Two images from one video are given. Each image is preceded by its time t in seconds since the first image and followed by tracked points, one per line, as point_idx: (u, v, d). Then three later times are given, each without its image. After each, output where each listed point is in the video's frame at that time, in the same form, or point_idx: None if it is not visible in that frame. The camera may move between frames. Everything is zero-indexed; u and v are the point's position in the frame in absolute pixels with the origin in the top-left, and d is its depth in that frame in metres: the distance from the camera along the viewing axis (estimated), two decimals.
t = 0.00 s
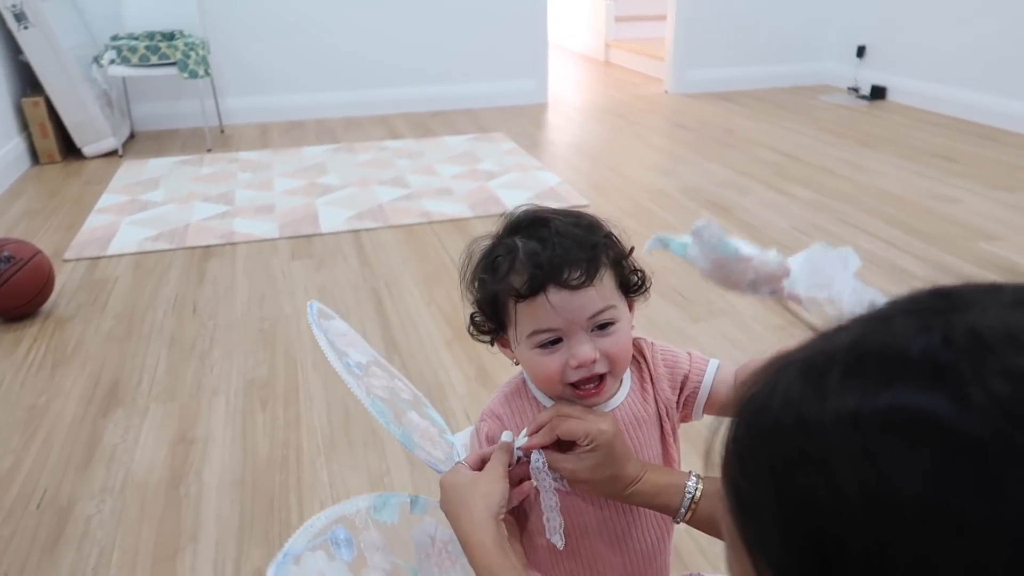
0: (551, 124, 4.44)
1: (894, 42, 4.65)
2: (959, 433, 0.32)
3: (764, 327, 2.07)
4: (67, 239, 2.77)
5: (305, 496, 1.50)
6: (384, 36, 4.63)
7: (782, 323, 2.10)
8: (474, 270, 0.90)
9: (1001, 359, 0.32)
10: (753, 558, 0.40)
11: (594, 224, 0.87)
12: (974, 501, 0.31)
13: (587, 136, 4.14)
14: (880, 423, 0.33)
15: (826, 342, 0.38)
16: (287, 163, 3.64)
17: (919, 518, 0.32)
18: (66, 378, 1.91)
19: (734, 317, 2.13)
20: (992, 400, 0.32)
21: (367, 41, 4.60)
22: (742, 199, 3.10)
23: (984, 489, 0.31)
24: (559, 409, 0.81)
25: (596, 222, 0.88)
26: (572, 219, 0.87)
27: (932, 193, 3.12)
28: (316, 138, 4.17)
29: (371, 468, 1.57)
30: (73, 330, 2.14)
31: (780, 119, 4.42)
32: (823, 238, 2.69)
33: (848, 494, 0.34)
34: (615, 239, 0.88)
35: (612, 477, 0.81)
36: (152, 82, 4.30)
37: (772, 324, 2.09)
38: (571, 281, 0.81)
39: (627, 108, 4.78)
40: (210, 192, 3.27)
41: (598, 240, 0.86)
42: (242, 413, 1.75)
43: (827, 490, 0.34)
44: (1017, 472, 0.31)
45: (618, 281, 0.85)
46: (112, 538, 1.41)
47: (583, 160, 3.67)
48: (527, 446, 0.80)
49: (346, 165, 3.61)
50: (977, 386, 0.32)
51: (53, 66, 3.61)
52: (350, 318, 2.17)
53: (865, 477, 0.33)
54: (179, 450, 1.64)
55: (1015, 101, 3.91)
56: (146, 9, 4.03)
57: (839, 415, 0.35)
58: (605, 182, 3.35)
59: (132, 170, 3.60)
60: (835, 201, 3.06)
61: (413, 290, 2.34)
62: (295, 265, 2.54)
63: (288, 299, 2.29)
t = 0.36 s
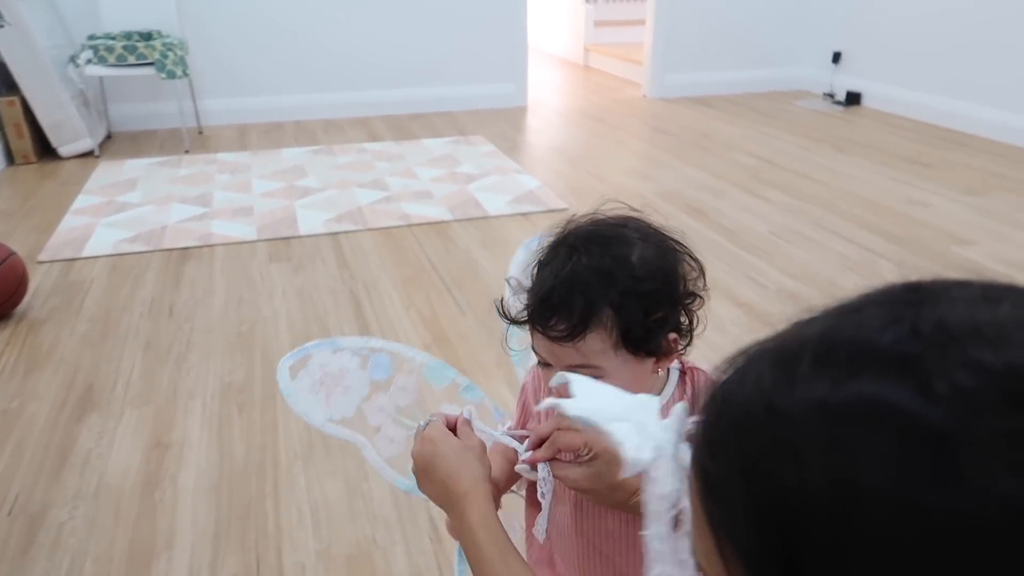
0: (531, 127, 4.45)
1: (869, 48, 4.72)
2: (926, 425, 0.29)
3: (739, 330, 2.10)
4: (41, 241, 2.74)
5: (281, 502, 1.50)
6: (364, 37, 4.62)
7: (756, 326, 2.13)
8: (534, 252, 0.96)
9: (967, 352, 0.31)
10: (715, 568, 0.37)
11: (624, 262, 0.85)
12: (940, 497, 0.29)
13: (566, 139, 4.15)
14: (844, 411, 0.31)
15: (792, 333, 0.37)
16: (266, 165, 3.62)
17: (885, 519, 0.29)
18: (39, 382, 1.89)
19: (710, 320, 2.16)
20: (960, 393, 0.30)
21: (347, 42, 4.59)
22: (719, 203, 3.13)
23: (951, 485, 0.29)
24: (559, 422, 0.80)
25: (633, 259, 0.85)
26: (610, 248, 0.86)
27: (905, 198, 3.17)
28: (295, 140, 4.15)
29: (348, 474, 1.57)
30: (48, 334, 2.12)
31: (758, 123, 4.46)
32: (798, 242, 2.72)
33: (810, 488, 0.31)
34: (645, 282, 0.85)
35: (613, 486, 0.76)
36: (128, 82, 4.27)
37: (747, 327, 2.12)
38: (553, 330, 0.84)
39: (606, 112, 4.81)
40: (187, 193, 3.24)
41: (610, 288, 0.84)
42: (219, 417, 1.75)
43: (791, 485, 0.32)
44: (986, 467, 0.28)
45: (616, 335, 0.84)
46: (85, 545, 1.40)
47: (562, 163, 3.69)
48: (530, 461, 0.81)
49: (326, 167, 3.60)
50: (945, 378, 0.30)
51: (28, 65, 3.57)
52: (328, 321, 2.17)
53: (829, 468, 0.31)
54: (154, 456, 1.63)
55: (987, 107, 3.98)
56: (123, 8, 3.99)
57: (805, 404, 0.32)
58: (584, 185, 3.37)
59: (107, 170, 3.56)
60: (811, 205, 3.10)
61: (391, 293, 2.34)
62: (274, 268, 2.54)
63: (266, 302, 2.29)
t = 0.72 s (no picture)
0: (495, 128, 4.43)
1: (826, 50, 4.79)
2: (854, 382, 0.34)
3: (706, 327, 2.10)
4: None
5: (244, 508, 1.45)
6: (324, 36, 4.55)
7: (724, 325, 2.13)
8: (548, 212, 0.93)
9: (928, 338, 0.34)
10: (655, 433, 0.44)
11: (587, 256, 0.79)
12: (835, 442, 0.34)
13: (530, 139, 4.14)
14: (791, 347, 0.36)
15: (799, 266, 0.40)
16: (224, 165, 3.54)
17: (787, 437, 0.35)
18: None
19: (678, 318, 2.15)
20: (896, 369, 0.33)
21: (307, 41, 4.52)
22: (683, 203, 3.15)
23: (850, 430, 0.34)
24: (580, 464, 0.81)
25: (597, 254, 0.79)
26: (580, 235, 0.80)
27: (864, 197, 3.22)
28: (255, 140, 4.07)
29: (313, 478, 1.53)
30: None
31: (719, 124, 4.50)
32: (761, 241, 2.74)
33: (735, 403, 0.36)
34: (603, 282, 0.78)
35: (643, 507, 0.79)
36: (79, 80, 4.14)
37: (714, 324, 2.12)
38: (508, 300, 0.83)
39: (569, 112, 4.81)
40: (142, 194, 3.15)
41: (567, 275, 0.79)
42: (177, 422, 1.69)
43: (725, 391, 0.37)
44: (883, 434, 0.33)
45: (566, 323, 0.80)
46: (36, 558, 1.33)
47: (526, 163, 3.68)
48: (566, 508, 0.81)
49: (286, 167, 3.54)
50: (890, 352, 0.34)
51: None
52: (290, 324, 2.11)
53: (756, 391, 0.36)
54: (110, 463, 1.57)
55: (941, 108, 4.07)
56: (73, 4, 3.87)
57: (762, 333, 0.37)
58: (548, 185, 3.36)
59: (58, 172, 3.45)
60: (773, 204, 3.13)
61: (355, 294, 2.29)
62: (233, 270, 2.47)
63: (225, 305, 2.23)
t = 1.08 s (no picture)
0: (482, 119, 4.42)
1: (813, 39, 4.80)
2: (832, 251, 0.45)
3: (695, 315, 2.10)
4: None
5: (235, 501, 1.44)
6: (310, 28, 4.52)
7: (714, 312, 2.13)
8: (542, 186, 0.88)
9: (893, 221, 0.44)
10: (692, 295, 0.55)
11: (542, 230, 0.74)
12: (816, 294, 0.45)
13: (518, 130, 4.13)
14: (810, 220, 0.46)
15: (811, 158, 0.50)
16: (210, 159, 3.52)
17: (779, 292, 0.46)
18: None
19: (667, 306, 2.15)
20: (867, 242, 0.44)
21: (292, 33, 4.49)
22: (672, 192, 3.15)
23: (827, 287, 0.45)
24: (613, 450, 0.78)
25: (550, 230, 0.73)
26: (542, 209, 0.75)
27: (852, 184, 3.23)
28: (241, 133, 4.04)
29: (304, 470, 1.52)
30: None
31: (707, 113, 4.50)
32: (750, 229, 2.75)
33: (749, 267, 0.48)
34: (556, 260, 0.73)
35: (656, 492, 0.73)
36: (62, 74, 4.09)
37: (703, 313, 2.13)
38: (487, 272, 0.81)
39: (556, 103, 4.80)
40: (127, 188, 3.13)
41: (523, 249, 0.75)
42: (166, 416, 1.68)
43: (741, 260, 0.48)
44: (848, 291, 0.44)
45: (524, 296, 0.76)
46: (25, 554, 1.32)
47: (514, 154, 3.67)
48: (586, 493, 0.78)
49: (273, 160, 3.51)
50: (867, 229, 0.44)
51: None
52: (279, 317, 2.11)
53: (763, 260, 0.47)
54: (99, 458, 1.56)
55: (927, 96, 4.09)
56: None
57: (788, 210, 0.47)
58: (537, 175, 3.35)
59: (41, 166, 3.41)
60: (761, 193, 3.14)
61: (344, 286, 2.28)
62: (221, 263, 2.46)
63: (214, 298, 2.21)
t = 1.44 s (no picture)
0: (477, 98, 4.40)
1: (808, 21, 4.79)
2: (917, 129, 0.52)
3: (689, 296, 2.11)
4: None
5: (230, 477, 1.45)
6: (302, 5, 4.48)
7: (707, 293, 2.14)
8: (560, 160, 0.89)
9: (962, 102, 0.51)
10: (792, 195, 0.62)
11: (549, 199, 0.74)
12: (905, 164, 0.52)
13: (513, 110, 4.11)
14: (882, 112, 0.53)
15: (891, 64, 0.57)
16: (202, 137, 3.49)
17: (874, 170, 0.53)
18: None
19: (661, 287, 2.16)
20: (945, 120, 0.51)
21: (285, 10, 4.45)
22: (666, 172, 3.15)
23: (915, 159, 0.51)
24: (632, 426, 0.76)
25: (558, 200, 0.74)
26: (557, 179, 0.76)
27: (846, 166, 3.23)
28: (233, 111, 4.01)
29: (299, 447, 1.53)
30: None
31: (702, 94, 4.49)
32: (744, 210, 2.75)
33: (845, 151, 0.55)
34: (559, 230, 0.73)
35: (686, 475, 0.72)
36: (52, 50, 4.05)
37: (697, 293, 2.13)
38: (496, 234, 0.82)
39: (551, 83, 4.78)
40: (119, 166, 3.10)
41: (529, 214, 0.75)
42: (161, 393, 1.68)
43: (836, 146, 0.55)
44: (934, 162, 0.51)
45: (524, 262, 0.76)
46: (21, 529, 1.33)
47: (509, 134, 3.65)
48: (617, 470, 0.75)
49: (266, 138, 3.49)
50: (945, 110, 0.51)
51: None
52: (273, 295, 2.10)
53: (856, 144, 0.54)
54: (94, 434, 1.56)
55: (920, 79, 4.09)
56: None
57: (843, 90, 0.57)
58: (531, 155, 3.34)
59: (31, 143, 3.38)
60: (755, 174, 3.14)
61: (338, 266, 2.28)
62: (214, 241, 2.45)
63: (208, 276, 2.21)
